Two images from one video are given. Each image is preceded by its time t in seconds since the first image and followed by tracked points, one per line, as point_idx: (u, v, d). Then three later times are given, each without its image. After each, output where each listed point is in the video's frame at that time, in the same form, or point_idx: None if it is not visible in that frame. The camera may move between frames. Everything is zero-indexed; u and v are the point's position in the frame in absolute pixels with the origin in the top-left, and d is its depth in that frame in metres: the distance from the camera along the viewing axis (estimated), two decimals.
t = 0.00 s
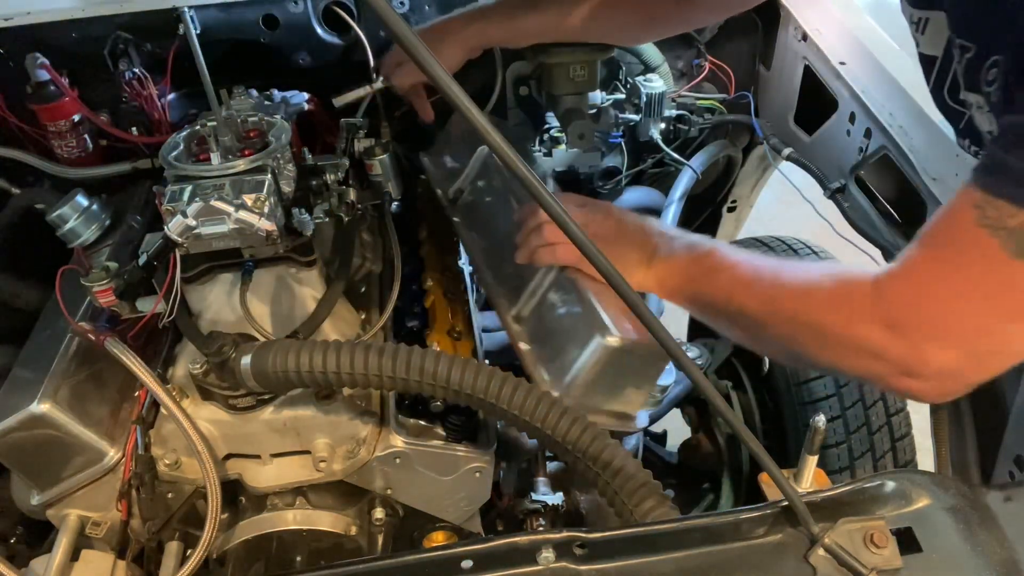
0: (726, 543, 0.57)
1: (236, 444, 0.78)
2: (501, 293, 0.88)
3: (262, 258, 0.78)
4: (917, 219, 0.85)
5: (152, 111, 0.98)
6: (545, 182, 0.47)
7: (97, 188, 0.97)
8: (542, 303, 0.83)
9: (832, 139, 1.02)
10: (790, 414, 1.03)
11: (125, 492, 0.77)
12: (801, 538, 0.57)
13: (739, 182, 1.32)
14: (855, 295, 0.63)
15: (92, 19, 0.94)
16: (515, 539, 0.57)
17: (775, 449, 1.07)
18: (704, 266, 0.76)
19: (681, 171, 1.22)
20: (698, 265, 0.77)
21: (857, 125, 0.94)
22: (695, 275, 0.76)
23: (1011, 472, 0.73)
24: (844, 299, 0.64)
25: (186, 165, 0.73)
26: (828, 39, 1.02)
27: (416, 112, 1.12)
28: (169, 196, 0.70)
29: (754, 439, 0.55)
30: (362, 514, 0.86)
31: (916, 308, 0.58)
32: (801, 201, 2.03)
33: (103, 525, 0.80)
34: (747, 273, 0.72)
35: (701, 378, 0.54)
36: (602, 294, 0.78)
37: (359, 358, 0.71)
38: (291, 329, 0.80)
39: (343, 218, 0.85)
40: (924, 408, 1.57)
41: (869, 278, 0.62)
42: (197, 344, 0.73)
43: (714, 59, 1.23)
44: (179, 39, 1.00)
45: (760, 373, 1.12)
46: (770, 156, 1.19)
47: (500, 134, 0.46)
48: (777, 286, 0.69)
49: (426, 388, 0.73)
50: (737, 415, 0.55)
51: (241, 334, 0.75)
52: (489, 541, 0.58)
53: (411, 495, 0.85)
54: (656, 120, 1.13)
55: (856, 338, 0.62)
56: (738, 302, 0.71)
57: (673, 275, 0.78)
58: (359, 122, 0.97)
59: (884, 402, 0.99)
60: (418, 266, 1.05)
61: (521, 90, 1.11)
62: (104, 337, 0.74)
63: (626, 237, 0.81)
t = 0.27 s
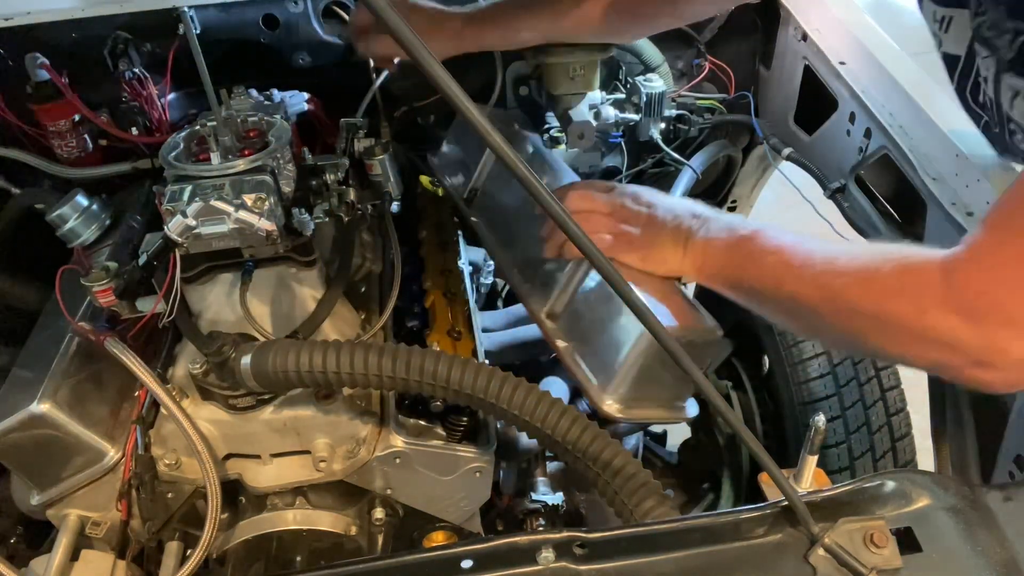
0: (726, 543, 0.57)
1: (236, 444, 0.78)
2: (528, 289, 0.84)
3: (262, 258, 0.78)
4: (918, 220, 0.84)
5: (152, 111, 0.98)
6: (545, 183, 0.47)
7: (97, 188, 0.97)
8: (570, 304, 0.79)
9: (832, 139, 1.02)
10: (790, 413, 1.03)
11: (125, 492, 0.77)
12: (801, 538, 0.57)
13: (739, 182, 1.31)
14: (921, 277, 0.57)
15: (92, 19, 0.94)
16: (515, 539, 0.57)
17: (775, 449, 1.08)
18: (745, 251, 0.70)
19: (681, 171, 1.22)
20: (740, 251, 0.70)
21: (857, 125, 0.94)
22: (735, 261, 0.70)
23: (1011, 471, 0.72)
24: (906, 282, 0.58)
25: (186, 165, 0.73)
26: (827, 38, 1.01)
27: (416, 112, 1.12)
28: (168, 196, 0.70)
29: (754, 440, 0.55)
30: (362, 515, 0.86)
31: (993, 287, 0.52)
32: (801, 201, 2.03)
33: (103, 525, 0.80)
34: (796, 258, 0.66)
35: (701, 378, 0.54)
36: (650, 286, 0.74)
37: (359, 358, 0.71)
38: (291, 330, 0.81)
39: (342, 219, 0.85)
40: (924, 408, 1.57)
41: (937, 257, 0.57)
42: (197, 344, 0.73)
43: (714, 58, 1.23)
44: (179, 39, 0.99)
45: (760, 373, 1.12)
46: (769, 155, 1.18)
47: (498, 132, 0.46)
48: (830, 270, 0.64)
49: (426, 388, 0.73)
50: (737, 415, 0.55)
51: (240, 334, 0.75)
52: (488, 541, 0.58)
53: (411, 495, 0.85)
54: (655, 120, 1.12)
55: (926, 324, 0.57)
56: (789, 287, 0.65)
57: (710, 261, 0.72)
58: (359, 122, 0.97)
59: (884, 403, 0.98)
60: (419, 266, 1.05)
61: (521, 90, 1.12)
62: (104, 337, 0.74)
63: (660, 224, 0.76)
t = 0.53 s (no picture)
0: (726, 543, 0.57)
1: (236, 444, 0.78)
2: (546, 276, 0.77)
3: (262, 258, 0.78)
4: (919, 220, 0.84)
5: (151, 110, 0.99)
6: (544, 182, 0.47)
7: (97, 188, 0.97)
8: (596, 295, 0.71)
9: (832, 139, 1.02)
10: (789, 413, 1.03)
11: (125, 491, 0.77)
12: (801, 538, 0.57)
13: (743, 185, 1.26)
14: (999, 243, 0.56)
15: (91, 19, 0.93)
16: (515, 539, 0.57)
17: (775, 449, 1.08)
18: (793, 221, 0.65)
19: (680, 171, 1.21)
20: (789, 222, 0.65)
21: (857, 125, 0.94)
22: (784, 232, 0.65)
23: (1011, 472, 0.71)
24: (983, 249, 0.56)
25: (186, 165, 0.73)
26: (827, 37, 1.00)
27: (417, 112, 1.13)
28: (169, 197, 0.70)
29: (754, 439, 0.55)
30: (362, 514, 0.86)
31: None
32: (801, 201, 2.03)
33: (103, 525, 0.80)
34: (852, 228, 0.62)
35: (702, 378, 0.53)
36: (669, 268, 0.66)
37: (358, 358, 0.70)
38: (292, 330, 0.81)
39: (342, 218, 0.83)
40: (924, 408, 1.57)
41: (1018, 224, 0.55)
42: (197, 344, 0.73)
43: (714, 58, 1.23)
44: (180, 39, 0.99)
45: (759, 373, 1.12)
46: (768, 155, 1.16)
47: (495, 130, 0.46)
48: (890, 240, 0.60)
49: (426, 388, 0.73)
50: (737, 415, 0.55)
51: (240, 334, 0.75)
52: (488, 541, 0.58)
53: (411, 495, 0.85)
54: (655, 120, 1.11)
55: (1002, 294, 0.55)
56: (847, 261, 0.61)
57: (752, 234, 0.66)
58: (359, 122, 0.97)
59: (884, 403, 0.99)
60: (418, 266, 1.05)
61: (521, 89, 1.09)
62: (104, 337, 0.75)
63: (692, 196, 0.69)
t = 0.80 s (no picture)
0: (726, 543, 0.57)
1: (235, 444, 0.78)
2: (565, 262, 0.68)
3: (262, 258, 0.78)
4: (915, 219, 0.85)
5: (151, 110, 0.99)
6: (545, 182, 0.47)
7: (97, 188, 0.97)
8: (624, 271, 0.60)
9: (832, 139, 1.02)
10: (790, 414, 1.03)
11: (125, 491, 0.77)
12: (801, 538, 0.57)
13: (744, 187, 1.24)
14: None
15: (91, 19, 0.93)
16: (515, 539, 0.57)
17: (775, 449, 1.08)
18: (862, 190, 0.55)
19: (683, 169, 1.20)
20: (857, 189, 0.55)
21: (857, 125, 0.94)
22: (855, 201, 0.54)
23: (1011, 472, 0.71)
24: None
25: (186, 165, 0.73)
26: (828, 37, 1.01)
27: (416, 112, 1.13)
28: (170, 196, 0.70)
29: (754, 439, 0.55)
30: (362, 514, 0.86)
31: None
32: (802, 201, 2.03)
33: (103, 525, 0.80)
34: (927, 198, 0.55)
35: (700, 377, 0.54)
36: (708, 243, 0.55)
37: (358, 358, 0.70)
38: (291, 330, 0.80)
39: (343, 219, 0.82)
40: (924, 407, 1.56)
41: None
42: (197, 344, 0.74)
43: (714, 58, 1.22)
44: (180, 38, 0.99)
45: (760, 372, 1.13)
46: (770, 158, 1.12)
47: (496, 129, 0.46)
48: (972, 212, 0.54)
49: (426, 388, 0.73)
50: (737, 415, 0.55)
51: (241, 335, 0.75)
52: (488, 541, 0.58)
53: (411, 495, 0.85)
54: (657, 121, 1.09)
55: None
56: (927, 234, 0.53)
57: (819, 206, 0.55)
58: (360, 122, 0.98)
59: (884, 403, 0.97)
60: (418, 266, 1.05)
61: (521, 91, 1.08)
62: (104, 337, 0.75)
63: (745, 163, 0.57)
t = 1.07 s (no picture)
0: (727, 543, 0.57)
1: (235, 444, 0.78)
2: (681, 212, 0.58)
3: (262, 258, 0.77)
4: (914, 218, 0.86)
5: (151, 110, 0.99)
6: (544, 182, 0.47)
7: (97, 188, 0.97)
8: (732, 238, 0.58)
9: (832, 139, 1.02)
10: (791, 414, 1.03)
11: (125, 491, 0.77)
12: (801, 538, 0.57)
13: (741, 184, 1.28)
14: None
15: (91, 19, 0.93)
16: (515, 539, 0.57)
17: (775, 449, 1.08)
18: (952, 124, 0.51)
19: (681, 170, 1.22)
20: (946, 123, 0.51)
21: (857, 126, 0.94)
22: (936, 136, 0.50)
23: (1010, 472, 0.69)
24: None
25: (186, 165, 0.73)
26: (827, 38, 1.01)
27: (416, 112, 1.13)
28: (170, 197, 0.70)
29: (754, 439, 0.55)
30: (362, 514, 0.86)
31: None
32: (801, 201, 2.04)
33: (103, 525, 0.80)
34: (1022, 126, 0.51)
35: (700, 377, 0.54)
36: (831, 202, 0.53)
37: (358, 358, 0.70)
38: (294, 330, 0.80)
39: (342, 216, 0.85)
40: (923, 407, 1.56)
41: None
42: (197, 344, 0.74)
43: (714, 58, 1.21)
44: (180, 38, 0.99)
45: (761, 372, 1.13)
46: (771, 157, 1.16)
47: (496, 129, 0.46)
48: None
49: (426, 388, 0.73)
50: (738, 415, 0.55)
51: (242, 334, 0.76)
52: (488, 541, 0.58)
53: (411, 495, 0.85)
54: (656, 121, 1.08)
55: None
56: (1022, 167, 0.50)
57: (926, 142, 0.50)
58: (359, 122, 0.98)
59: (883, 403, 0.97)
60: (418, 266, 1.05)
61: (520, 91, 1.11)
62: (104, 337, 0.75)
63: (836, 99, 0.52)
